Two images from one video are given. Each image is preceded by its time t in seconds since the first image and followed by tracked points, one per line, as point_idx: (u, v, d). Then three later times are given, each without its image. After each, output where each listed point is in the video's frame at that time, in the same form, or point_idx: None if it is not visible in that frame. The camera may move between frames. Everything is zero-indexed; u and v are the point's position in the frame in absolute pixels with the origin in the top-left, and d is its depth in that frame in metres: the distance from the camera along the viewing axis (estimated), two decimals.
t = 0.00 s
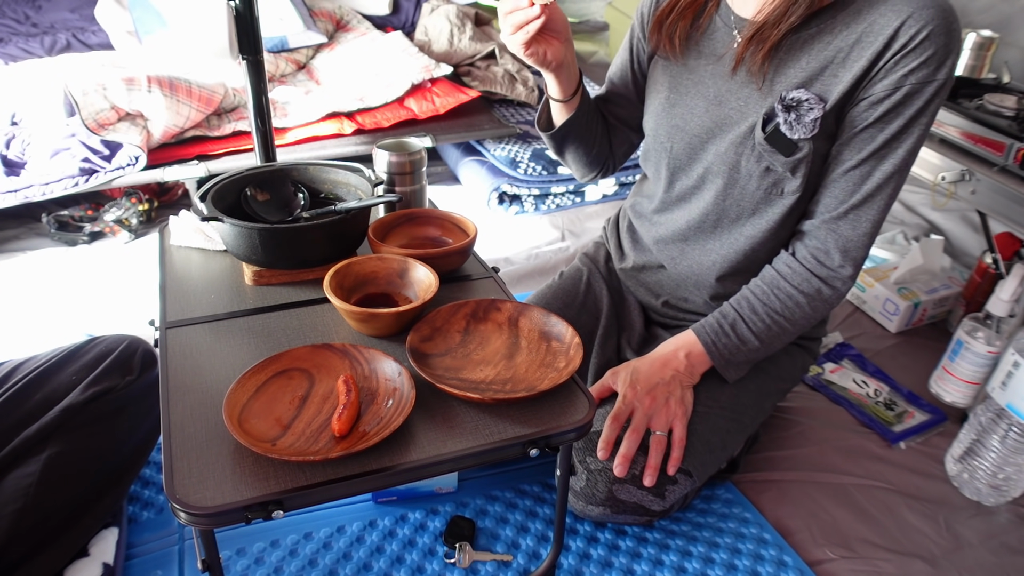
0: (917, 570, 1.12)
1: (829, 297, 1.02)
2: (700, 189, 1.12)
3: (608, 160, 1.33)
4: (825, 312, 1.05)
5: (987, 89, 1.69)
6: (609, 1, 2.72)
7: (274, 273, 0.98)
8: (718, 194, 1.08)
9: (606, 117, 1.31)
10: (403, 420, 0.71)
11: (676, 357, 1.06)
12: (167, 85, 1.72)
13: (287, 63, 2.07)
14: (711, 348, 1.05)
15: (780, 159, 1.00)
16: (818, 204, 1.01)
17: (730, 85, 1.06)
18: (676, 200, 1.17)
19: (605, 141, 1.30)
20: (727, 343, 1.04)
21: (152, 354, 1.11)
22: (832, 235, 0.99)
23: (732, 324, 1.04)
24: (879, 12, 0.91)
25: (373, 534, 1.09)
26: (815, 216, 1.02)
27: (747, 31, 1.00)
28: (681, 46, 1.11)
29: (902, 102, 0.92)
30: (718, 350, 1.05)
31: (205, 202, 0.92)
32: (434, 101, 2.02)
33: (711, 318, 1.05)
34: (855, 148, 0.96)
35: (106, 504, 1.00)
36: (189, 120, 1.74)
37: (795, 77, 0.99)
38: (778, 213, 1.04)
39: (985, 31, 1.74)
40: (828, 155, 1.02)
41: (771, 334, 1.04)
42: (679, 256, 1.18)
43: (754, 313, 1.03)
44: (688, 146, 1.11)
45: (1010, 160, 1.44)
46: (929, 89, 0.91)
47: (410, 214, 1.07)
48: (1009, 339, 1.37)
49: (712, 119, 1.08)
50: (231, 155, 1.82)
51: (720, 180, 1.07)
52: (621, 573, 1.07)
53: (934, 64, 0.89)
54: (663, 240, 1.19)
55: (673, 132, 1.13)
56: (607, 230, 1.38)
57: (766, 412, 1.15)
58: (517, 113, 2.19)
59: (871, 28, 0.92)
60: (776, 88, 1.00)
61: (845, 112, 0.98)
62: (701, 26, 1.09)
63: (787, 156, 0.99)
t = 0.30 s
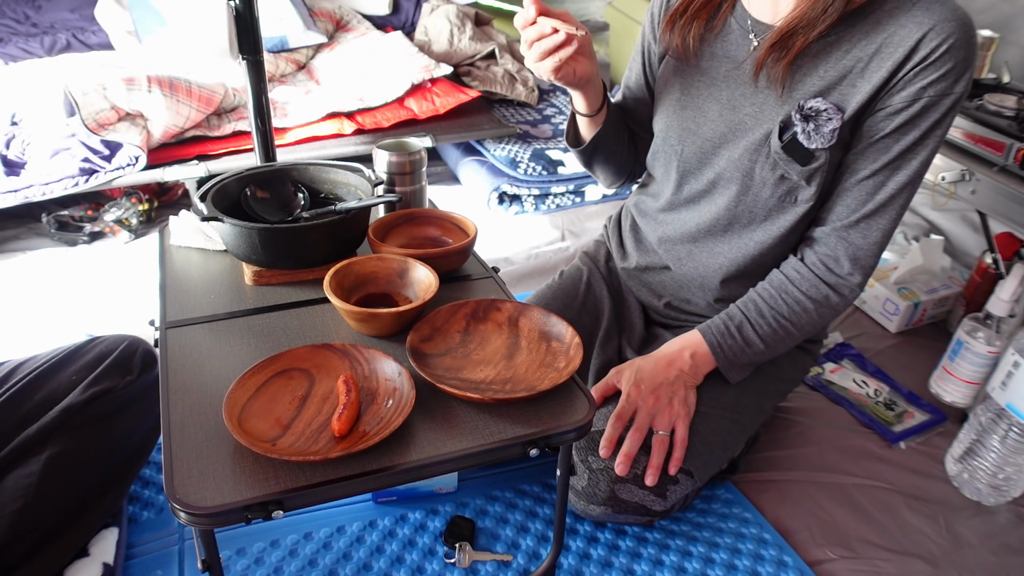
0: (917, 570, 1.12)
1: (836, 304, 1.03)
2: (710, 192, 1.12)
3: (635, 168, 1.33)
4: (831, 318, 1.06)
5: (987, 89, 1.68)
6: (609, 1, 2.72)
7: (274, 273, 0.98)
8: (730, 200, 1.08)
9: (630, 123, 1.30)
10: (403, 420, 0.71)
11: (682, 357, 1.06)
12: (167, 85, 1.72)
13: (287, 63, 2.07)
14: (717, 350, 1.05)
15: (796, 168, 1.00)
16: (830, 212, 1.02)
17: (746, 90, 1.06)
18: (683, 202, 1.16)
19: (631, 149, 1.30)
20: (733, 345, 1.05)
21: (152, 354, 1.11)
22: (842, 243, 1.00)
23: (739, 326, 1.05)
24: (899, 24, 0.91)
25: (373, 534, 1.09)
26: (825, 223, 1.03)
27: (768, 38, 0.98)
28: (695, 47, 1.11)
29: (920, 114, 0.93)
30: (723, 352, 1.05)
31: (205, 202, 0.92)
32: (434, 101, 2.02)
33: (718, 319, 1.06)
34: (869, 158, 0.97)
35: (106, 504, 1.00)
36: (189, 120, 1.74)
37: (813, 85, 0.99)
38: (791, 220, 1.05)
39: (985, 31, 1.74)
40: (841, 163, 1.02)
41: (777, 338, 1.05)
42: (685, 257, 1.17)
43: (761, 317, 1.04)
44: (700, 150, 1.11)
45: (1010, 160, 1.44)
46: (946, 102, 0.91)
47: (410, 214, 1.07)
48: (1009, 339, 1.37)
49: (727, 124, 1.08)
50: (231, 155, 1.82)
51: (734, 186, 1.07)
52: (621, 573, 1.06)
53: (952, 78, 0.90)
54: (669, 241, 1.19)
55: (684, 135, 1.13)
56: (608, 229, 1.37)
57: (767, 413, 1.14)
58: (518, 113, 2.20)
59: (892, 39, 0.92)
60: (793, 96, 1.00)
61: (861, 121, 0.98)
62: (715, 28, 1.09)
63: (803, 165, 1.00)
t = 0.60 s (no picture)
0: (917, 570, 1.12)
1: (836, 311, 1.02)
2: (704, 203, 1.12)
3: (631, 175, 1.32)
4: (830, 327, 1.05)
5: (987, 89, 1.69)
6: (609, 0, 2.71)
7: (274, 273, 0.98)
8: (724, 214, 1.08)
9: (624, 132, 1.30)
10: (403, 420, 0.71)
11: (676, 366, 1.05)
12: (167, 85, 1.72)
13: (287, 63, 2.07)
14: (714, 358, 1.04)
15: (789, 180, 1.00)
16: (826, 222, 1.02)
17: (733, 104, 1.06)
18: (677, 212, 1.17)
19: (627, 156, 1.29)
20: (730, 353, 1.04)
21: (152, 354, 1.11)
22: (841, 252, 1.00)
23: (736, 334, 1.04)
24: (889, 30, 0.92)
25: (372, 534, 1.09)
26: (823, 232, 1.02)
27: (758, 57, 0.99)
28: (684, 56, 1.11)
29: (912, 120, 0.92)
30: (720, 360, 1.04)
31: (205, 202, 0.92)
32: (434, 101, 2.02)
33: (714, 328, 1.05)
34: (863, 167, 0.97)
35: (106, 504, 1.00)
36: (189, 120, 1.74)
37: (802, 97, 0.99)
38: (785, 232, 1.05)
39: (984, 31, 1.74)
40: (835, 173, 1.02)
41: (774, 346, 1.04)
42: (682, 266, 1.17)
43: (758, 324, 1.03)
44: (692, 161, 1.12)
45: (1010, 160, 1.44)
46: (937, 106, 0.91)
47: (410, 214, 1.07)
48: (1008, 339, 1.37)
49: (718, 136, 1.08)
50: (231, 155, 1.82)
51: (728, 199, 1.07)
52: (621, 573, 1.07)
53: (942, 81, 0.90)
54: (665, 248, 1.19)
55: (676, 146, 1.14)
56: (608, 229, 1.38)
57: (767, 414, 1.15)
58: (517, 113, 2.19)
59: (881, 46, 0.92)
60: (781, 109, 1.00)
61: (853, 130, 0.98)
62: (704, 36, 1.09)
63: (796, 177, 1.00)
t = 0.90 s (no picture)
0: (918, 570, 1.12)
1: (816, 328, 1.01)
2: (684, 224, 1.12)
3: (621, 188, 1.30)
4: (813, 342, 1.04)
5: (987, 89, 1.71)
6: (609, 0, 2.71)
7: (274, 272, 0.98)
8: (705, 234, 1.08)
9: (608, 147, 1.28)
10: (402, 420, 0.71)
11: (656, 379, 1.06)
12: (167, 85, 1.72)
13: (287, 63, 2.07)
14: (692, 372, 1.05)
15: (762, 205, 1.00)
16: (803, 240, 1.01)
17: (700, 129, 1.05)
18: (661, 230, 1.17)
19: (613, 168, 1.28)
20: (708, 369, 1.05)
21: (152, 354, 1.11)
22: (817, 271, 0.99)
23: (716, 349, 1.05)
24: (851, 45, 0.90)
25: (373, 534, 1.09)
26: (801, 249, 1.02)
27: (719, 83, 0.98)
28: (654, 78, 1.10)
29: (880, 136, 0.91)
30: (699, 375, 1.05)
31: (205, 202, 0.92)
32: (434, 102, 2.02)
33: (694, 342, 1.06)
34: (833, 185, 0.96)
35: (106, 504, 1.00)
36: (189, 120, 1.74)
37: (767, 119, 0.98)
38: (765, 252, 1.04)
39: (985, 31, 1.74)
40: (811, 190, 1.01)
41: (755, 362, 1.04)
42: (671, 279, 1.17)
43: (738, 340, 1.04)
44: (668, 183, 1.12)
45: (1010, 160, 1.44)
46: (906, 121, 0.89)
47: (410, 214, 1.07)
48: (1009, 339, 1.37)
49: (689, 160, 1.07)
50: (231, 155, 1.82)
51: (705, 223, 1.07)
52: (621, 573, 1.06)
53: (909, 96, 0.88)
54: (654, 261, 1.19)
55: (652, 167, 1.14)
56: (604, 230, 1.37)
57: (764, 416, 1.15)
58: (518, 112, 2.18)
59: (845, 62, 0.91)
60: (747, 133, 0.99)
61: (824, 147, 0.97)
62: (670, 57, 1.08)
63: (768, 202, 0.99)
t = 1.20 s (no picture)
0: (918, 570, 1.12)
1: (819, 332, 1.01)
2: (691, 225, 1.12)
3: (589, 189, 1.29)
4: (816, 346, 1.03)
5: (987, 89, 1.70)
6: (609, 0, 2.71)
7: (274, 272, 0.98)
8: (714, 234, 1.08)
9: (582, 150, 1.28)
10: (402, 420, 0.71)
11: (658, 381, 1.06)
12: (167, 85, 1.72)
13: (287, 63, 2.07)
14: (694, 374, 1.05)
15: (768, 207, 1.00)
16: (807, 241, 1.00)
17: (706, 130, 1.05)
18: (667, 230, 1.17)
19: (583, 172, 1.27)
20: (710, 371, 1.05)
21: (152, 354, 1.11)
22: (820, 273, 0.98)
23: (717, 352, 1.04)
24: (855, 44, 0.89)
25: (373, 534, 1.09)
26: (805, 251, 1.01)
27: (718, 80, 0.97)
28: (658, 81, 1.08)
29: (885, 137, 0.90)
30: (700, 377, 1.05)
31: (205, 202, 0.92)
32: (434, 102, 2.02)
33: (697, 344, 1.05)
34: (837, 186, 0.95)
35: (106, 504, 1.00)
36: (189, 120, 1.74)
37: (774, 120, 0.97)
38: (772, 252, 1.04)
39: (985, 31, 1.74)
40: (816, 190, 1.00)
41: (757, 365, 1.04)
42: (676, 279, 1.17)
43: (740, 343, 1.03)
44: (675, 183, 1.11)
45: (1010, 160, 1.44)
46: (911, 123, 0.88)
47: (410, 214, 1.07)
48: (1009, 339, 1.37)
49: (697, 163, 1.07)
50: (231, 155, 1.83)
51: (713, 224, 1.07)
52: (621, 573, 1.06)
53: (915, 97, 0.87)
54: (658, 261, 1.19)
55: (659, 166, 1.13)
56: (606, 229, 1.36)
57: (764, 417, 1.15)
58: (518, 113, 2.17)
59: (849, 61, 0.90)
60: (754, 134, 0.99)
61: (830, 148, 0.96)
62: (676, 57, 1.06)
63: (775, 203, 0.99)
